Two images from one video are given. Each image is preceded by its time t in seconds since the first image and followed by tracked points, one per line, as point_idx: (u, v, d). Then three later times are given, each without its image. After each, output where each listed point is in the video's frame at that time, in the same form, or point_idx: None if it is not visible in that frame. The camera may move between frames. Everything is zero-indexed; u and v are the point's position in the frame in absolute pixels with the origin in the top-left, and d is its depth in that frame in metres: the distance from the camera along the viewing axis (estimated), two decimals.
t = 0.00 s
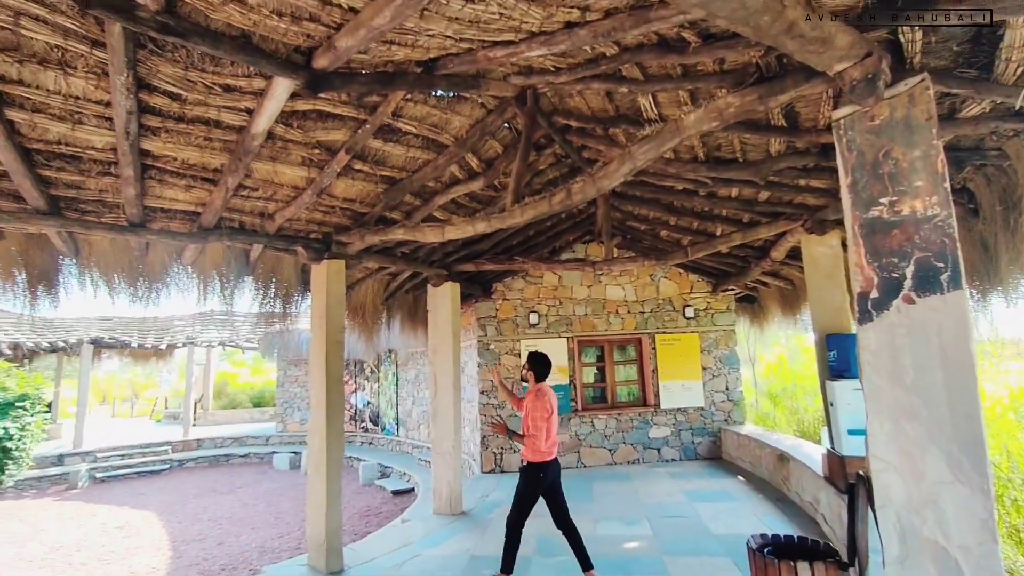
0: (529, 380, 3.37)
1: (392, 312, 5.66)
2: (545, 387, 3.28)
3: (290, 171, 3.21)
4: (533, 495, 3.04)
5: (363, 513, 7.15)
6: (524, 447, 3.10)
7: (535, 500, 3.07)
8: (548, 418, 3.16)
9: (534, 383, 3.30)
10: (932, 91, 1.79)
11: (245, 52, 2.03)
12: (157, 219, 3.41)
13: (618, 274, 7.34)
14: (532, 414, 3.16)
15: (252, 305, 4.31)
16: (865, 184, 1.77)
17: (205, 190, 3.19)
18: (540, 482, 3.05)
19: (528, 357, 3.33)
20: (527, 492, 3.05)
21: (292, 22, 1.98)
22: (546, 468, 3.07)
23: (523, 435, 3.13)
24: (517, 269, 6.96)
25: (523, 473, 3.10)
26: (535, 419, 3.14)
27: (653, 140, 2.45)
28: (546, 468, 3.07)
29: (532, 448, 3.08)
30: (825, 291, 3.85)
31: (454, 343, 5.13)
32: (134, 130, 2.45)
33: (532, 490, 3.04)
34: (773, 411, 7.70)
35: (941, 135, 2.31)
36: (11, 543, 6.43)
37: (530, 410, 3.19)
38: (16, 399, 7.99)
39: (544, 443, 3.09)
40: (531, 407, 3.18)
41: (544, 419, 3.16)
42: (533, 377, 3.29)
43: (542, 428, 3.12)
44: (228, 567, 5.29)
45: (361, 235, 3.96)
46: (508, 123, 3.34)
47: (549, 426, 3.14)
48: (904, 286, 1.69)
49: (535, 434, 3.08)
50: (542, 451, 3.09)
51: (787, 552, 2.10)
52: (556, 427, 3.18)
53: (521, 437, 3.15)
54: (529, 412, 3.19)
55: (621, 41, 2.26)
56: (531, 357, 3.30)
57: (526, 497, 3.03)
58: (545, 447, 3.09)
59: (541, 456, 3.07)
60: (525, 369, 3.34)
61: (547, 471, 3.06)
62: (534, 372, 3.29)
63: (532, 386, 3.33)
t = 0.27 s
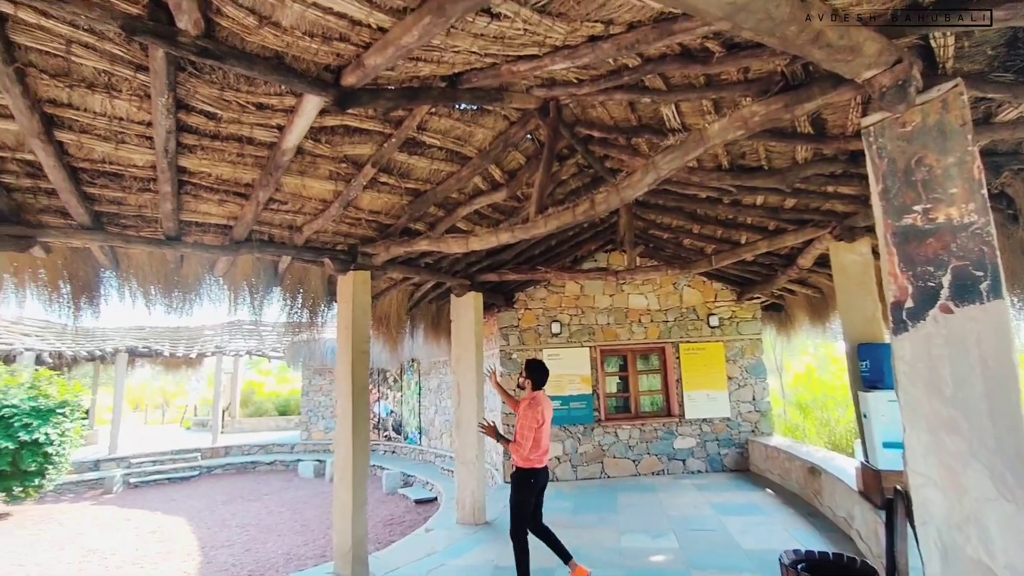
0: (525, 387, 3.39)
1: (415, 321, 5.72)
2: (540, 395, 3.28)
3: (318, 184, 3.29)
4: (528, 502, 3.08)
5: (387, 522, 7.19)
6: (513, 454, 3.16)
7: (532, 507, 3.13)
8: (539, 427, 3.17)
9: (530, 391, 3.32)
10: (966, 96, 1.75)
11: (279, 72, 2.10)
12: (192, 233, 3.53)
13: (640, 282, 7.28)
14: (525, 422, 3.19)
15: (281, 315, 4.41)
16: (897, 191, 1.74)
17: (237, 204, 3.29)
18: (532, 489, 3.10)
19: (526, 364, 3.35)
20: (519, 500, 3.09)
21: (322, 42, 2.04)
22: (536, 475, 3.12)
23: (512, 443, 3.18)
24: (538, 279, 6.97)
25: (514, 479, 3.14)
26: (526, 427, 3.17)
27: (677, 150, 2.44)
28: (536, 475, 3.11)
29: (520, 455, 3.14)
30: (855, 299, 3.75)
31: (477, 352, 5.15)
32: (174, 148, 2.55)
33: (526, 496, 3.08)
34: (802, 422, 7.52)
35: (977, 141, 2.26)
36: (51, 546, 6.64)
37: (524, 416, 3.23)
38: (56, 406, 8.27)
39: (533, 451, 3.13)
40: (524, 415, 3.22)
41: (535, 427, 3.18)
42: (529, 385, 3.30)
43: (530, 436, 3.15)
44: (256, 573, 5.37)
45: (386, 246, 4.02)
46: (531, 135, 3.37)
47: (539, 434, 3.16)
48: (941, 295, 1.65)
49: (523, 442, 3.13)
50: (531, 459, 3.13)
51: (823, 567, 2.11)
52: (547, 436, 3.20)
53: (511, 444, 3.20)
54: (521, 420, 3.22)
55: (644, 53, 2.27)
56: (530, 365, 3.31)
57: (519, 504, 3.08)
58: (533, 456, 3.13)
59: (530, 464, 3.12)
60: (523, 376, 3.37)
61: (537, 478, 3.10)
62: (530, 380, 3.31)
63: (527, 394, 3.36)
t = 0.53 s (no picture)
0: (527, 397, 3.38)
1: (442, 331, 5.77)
2: (543, 405, 3.28)
3: (349, 198, 3.37)
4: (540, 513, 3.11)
5: (414, 531, 7.22)
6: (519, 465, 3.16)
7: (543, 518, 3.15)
8: (544, 438, 3.17)
9: (533, 401, 3.32)
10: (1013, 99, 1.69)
11: (315, 89, 2.16)
12: (229, 245, 3.64)
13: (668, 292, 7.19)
14: (529, 433, 3.19)
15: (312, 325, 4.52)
16: (940, 198, 1.69)
17: (272, 218, 3.39)
18: (541, 499, 3.14)
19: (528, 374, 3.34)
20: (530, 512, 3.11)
21: (356, 60, 2.10)
22: (543, 485, 3.14)
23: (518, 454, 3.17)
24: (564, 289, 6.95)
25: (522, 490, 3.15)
26: (530, 437, 3.17)
27: (707, 158, 2.42)
28: (543, 486, 3.13)
29: (525, 466, 3.13)
30: (894, 308, 3.63)
31: (505, 363, 5.15)
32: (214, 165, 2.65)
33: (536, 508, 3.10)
34: (839, 437, 7.26)
35: None
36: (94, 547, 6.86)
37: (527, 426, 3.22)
38: (100, 412, 8.59)
39: (538, 462, 3.14)
40: (528, 425, 3.21)
41: (540, 437, 3.18)
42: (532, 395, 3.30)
43: (537, 447, 3.16)
44: None
45: (414, 257, 4.08)
46: (558, 146, 3.39)
47: (544, 444, 3.17)
48: (990, 305, 1.59)
49: (529, 453, 3.14)
50: (537, 469, 3.13)
51: None
52: (551, 446, 3.20)
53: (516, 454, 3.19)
54: (526, 431, 3.22)
55: (672, 62, 2.26)
56: (532, 375, 3.31)
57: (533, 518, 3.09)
58: (538, 466, 3.13)
59: (535, 474, 3.13)
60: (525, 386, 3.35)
61: (545, 488, 3.13)
62: (533, 390, 3.31)
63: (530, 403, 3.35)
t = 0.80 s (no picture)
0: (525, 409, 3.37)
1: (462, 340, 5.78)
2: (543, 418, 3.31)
3: (372, 208, 3.42)
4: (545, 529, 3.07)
5: (434, 540, 7.21)
6: (525, 479, 3.11)
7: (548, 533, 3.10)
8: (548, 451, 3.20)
9: (533, 413, 3.31)
10: None
11: (339, 103, 2.21)
12: (255, 255, 3.72)
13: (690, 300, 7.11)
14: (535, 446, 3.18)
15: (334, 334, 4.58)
16: (975, 204, 1.64)
17: (297, 229, 3.46)
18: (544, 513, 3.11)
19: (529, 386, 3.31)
20: (535, 527, 3.07)
21: (380, 74, 2.14)
22: (545, 498, 3.14)
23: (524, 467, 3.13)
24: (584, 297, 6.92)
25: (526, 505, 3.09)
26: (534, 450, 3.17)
27: (729, 166, 2.39)
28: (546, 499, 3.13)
29: (532, 480, 3.11)
30: (926, 317, 3.54)
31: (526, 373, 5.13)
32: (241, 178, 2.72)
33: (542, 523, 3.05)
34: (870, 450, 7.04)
35: None
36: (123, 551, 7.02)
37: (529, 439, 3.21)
38: (130, 418, 8.79)
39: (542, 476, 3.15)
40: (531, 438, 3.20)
41: (545, 450, 3.19)
42: (533, 409, 3.30)
43: (543, 459, 3.17)
44: None
45: (435, 266, 4.12)
46: (578, 154, 3.39)
47: (549, 457, 3.20)
48: None
49: (538, 467, 3.12)
50: (541, 482, 3.13)
51: None
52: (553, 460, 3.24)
53: (521, 467, 3.15)
54: (530, 444, 3.20)
55: (693, 70, 2.26)
56: (534, 388, 3.28)
57: (538, 533, 3.03)
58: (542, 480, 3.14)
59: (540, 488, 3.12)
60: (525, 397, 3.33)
61: (548, 500, 3.15)
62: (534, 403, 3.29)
63: (528, 416, 3.34)
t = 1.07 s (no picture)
0: (507, 418, 3.39)
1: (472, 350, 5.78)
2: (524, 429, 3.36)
3: (382, 219, 3.45)
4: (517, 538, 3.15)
5: (441, 552, 7.16)
6: (511, 490, 3.13)
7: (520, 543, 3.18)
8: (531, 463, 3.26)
9: (515, 423, 3.35)
10: None
11: (352, 116, 2.24)
12: (266, 266, 3.76)
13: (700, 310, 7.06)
14: (520, 456, 3.21)
15: (343, 344, 4.60)
16: (991, 213, 1.63)
17: (308, 239, 3.49)
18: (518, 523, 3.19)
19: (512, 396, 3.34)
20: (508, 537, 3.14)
21: (391, 87, 2.17)
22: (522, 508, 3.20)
23: (511, 478, 3.15)
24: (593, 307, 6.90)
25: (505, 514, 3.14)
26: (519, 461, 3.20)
27: (739, 176, 2.38)
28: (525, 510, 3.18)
29: (516, 491, 3.14)
30: (942, 327, 3.48)
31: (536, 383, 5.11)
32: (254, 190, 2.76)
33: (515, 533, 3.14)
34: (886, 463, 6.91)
35: None
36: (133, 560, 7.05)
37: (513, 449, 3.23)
38: (142, 427, 8.87)
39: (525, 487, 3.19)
40: (516, 448, 3.22)
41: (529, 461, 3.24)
42: (515, 419, 3.34)
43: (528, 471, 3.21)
44: None
45: (445, 276, 4.13)
46: (587, 165, 3.41)
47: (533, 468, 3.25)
48: None
49: (524, 478, 3.16)
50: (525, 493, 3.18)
51: None
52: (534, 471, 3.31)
53: (506, 478, 3.15)
54: (514, 455, 3.23)
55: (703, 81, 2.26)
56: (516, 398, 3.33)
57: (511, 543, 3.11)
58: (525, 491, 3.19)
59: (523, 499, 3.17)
60: (508, 407, 3.35)
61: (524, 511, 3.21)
62: (516, 414, 3.34)
63: (509, 425, 3.37)
